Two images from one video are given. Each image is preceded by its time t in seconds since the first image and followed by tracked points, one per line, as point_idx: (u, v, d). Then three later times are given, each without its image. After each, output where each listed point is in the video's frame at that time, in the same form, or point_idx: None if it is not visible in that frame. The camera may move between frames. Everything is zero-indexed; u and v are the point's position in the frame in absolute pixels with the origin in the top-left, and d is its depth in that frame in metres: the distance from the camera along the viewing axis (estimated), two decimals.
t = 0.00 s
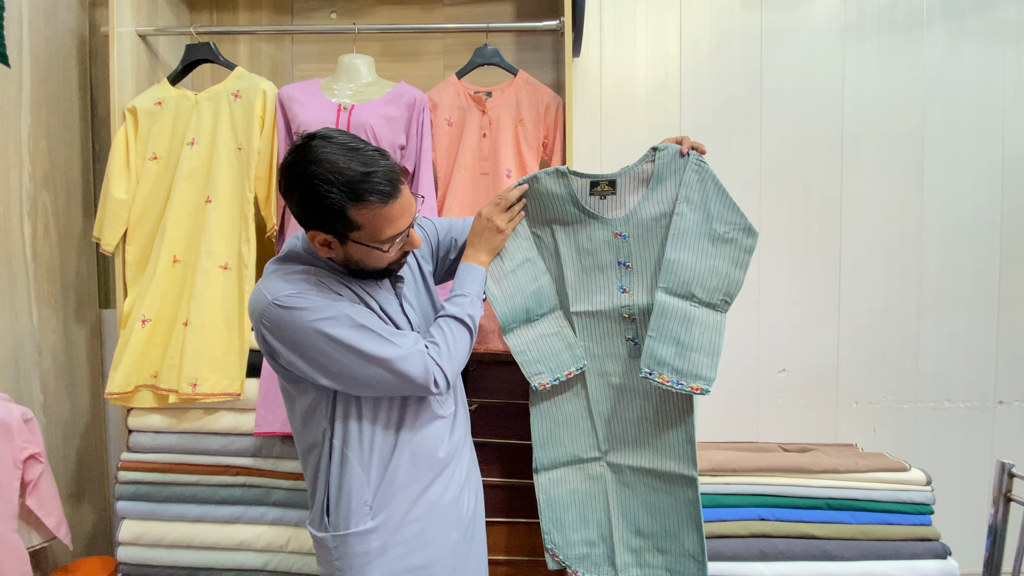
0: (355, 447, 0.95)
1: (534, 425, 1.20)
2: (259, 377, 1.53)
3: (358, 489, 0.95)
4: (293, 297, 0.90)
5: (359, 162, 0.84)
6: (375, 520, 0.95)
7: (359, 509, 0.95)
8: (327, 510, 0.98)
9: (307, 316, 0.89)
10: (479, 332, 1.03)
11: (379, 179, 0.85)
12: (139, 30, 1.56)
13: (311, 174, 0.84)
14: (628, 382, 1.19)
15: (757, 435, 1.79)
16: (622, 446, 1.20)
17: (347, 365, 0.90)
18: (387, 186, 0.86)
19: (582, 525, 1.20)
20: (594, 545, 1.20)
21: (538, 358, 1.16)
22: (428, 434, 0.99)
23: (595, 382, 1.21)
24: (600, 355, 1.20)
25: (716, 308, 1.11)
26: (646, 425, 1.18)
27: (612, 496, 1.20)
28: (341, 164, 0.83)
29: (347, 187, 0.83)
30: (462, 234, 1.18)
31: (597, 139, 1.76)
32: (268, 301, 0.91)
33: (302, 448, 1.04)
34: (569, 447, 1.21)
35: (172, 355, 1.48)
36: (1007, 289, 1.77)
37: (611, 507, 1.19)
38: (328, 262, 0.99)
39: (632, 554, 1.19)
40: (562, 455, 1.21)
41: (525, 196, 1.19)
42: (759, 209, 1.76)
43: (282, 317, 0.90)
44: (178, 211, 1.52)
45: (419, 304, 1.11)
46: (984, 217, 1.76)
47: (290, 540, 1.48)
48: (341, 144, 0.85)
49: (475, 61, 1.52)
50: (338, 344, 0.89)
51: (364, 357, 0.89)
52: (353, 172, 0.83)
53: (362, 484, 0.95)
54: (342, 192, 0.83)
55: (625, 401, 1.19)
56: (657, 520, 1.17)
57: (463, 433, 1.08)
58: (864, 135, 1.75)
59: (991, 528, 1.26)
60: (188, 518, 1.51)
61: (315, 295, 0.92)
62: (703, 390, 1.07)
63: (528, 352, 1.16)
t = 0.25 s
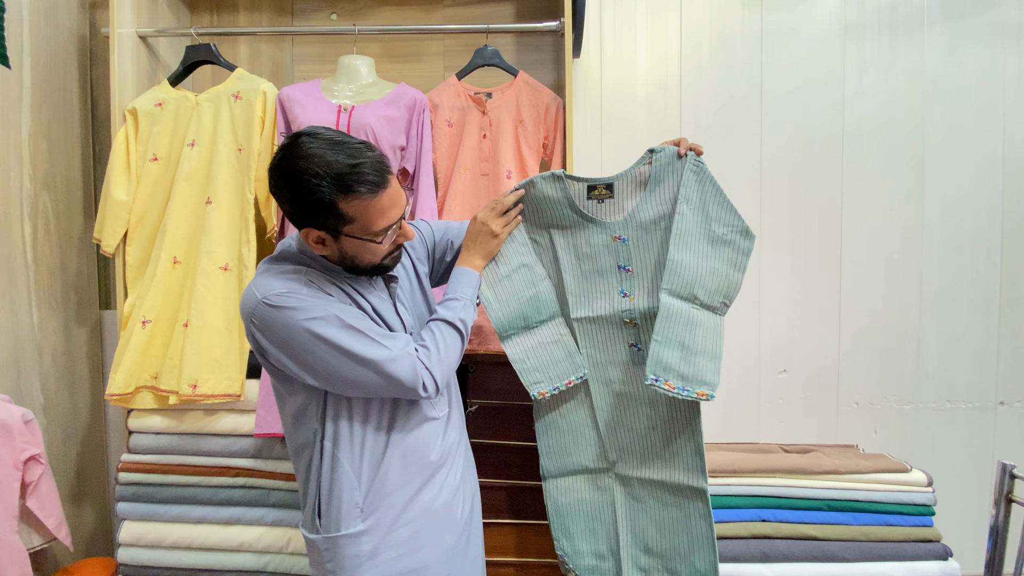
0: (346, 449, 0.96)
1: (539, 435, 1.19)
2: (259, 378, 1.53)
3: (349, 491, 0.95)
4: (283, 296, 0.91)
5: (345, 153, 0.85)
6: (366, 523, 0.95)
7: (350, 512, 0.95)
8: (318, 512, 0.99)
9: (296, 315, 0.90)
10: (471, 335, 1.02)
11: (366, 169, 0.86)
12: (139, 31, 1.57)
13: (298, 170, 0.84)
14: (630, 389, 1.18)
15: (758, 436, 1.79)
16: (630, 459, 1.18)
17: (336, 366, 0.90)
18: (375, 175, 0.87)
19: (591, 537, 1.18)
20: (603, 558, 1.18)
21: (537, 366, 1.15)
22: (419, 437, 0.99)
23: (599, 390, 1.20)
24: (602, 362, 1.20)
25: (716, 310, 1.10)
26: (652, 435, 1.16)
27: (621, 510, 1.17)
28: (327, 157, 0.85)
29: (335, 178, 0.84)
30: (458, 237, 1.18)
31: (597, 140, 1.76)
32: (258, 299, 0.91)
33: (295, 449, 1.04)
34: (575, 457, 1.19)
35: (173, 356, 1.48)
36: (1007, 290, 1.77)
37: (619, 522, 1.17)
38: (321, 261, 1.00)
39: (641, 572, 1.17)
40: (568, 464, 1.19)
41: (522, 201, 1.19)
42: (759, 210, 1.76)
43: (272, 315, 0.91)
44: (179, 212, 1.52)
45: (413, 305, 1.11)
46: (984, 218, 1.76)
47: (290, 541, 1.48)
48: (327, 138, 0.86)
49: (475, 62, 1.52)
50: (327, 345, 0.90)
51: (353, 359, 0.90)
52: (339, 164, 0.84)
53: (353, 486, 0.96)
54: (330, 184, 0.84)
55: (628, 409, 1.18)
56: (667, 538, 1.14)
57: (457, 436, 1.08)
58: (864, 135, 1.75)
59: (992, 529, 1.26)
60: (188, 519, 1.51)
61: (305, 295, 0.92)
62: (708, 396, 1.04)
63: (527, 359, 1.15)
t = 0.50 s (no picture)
0: (336, 448, 0.96)
1: (536, 444, 1.19)
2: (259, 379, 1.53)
3: (338, 491, 0.95)
4: (272, 291, 0.92)
5: (331, 139, 0.88)
6: (355, 523, 0.95)
7: (339, 513, 0.95)
8: (308, 512, 0.99)
9: (284, 310, 0.90)
10: (464, 335, 1.02)
11: (353, 154, 0.88)
12: (140, 32, 1.57)
13: (285, 157, 0.87)
14: (629, 395, 1.17)
15: (759, 437, 1.79)
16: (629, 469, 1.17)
17: (324, 362, 0.91)
18: (362, 159, 0.89)
19: (588, 549, 1.18)
20: (602, 570, 1.17)
21: (532, 371, 1.15)
22: (410, 438, 0.99)
23: (597, 396, 1.19)
24: (600, 368, 1.19)
25: (719, 314, 1.10)
26: (652, 443, 1.15)
27: (619, 521, 1.17)
28: (314, 143, 0.87)
29: (321, 163, 0.86)
30: (455, 238, 1.18)
31: (597, 140, 1.76)
32: (248, 293, 0.92)
33: (285, 447, 1.05)
34: (572, 466, 1.19)
35: (173, 357, 1.48)
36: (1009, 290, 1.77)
37: (617, 531, 1.17)
38: (316, 259, 1.01)
39: None
40: (566, 474, 1.19)
41: (519, 204, 1.19)
42: (760, 210, 1.76)
43: (261, 309, 0.92)
44: (179, 213, 1.52)
45: (408, 304, 1.11)
46: (986, 218, 1.75)
47: (290, 542, 1.48)
48: (314, 127, 0.89)
49: (476, 62, 1.52)
50: (314, 341, 0.90)
51: (340, 355, 0.90)
52: (325, 148, 0.87)
53: (343, 486, 0.96)
54: (317, 168, 0.86)
55: (627, 416, 1.18)
56: (667, 548, 1.14)
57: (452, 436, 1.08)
58: (865, 135, 1.74)
59: (994, 530, 1.25)
60: (189, 520, 1.51)
61: (294, 290, 0.93)
62: (719, 402, 1.04)
63: (522, 364, 1.15)
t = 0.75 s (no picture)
0: (326, 447, 0.97)
1: (531, 449, 1.17)
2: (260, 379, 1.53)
3: (328, 491, 0.96)
4: (261, 287, 0.92)
5: (316, 128, 0.90)
6: (344, 523, 0.95)
7: (329, 514, 0.95)
8: (299, 511, 0.99)
9: (272, 306, 0.91)
10: (456, 335, 1.02)
11: (337, 141, 0.90)
12: (141, 32, 1.57)
13: (273, 145, 0.89)
14: (626, 397, 1.17)
15: (761, 437, 1.79)
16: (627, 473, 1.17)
17: (311, 359, 0.91)
18: (347, 146, 0.91)
19: (584, 558, 1.16)
20: None
21: (525, 374, 1.15)
22: (401, 439, 0.98)
23: (593, 399, 1.19)
24: (597, 370, 1.19)
25: (719, 315, 1.09)
26: (649, 447, 1.15)
27: (617, 526, 1.16)
28: (299, 132, 0.90)
29: (306, 149, 0.89)
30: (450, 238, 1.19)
31: (598, 140, 1.76)
32: (238, 289, 0.93)
33: (276, 446, 1.05)
34: (568, 472, 1.18)
35: (175, 357, 1.48)
36: (1011, 290, 1.76)
37: (614, 536, 1.16)
38: (307, 256, 1.01)
39: None
40: (561, 480, 1.17)
41: (515, 205, 1.19)
42: (762, 209, 1.75)
43: (249, 306, 0.92)
44: (181, 213, 1.52)
45: (402, 303, 1.12)
46: (988, 217, 1.75)
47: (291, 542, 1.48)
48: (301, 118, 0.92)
49: (477, 62, 1.52)
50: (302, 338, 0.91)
51: (327, 352, 0.91)
52: (309, 136, 0.89)
53: (332, 486, 0.96)
54: (302, 154, 0.89)
55: (624, 418, 1.17)
56: (666, 553, 1.13)
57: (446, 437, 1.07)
58: (867, 134, 1.74)
59: (997, 530, 1.25)
60: (190, 520, 1.51)
61: (283, 286, 0.94)
62: (709, 404, 1.05)
63: (515, 366, 1.15)
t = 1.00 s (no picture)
0: (314, 449, 0.97)
1: (531, 455, 1.16)
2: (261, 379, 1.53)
3: (315, 493, 0.96)
4: (250, 284, 0.93)
5: (298, 116, 0.94)
6: (331, 525, 0.95)
7: (317, 516, 0.95)
8: (287, 512, 1.00)
9: (260, 303, 0.92)
10: (448, 338, 1.01)
11: (317, 127, 0.93)
12: (141, 31, 1.56)
13: (256, 134, 0.93)
14: (625, 400, 1.17)
15: (763, 437, 1.78)
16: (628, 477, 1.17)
17: (299, 358, 0.92)
18: (326, 133, 0.94)
19: (588, 561, 1.16)
20: None
21: (519, 378, 1.15)
22: (390, 443, 0.98)
23: (592, 402, 1.18)
24: (596, 373, 1.18)
25: (719, 315, 1.07)
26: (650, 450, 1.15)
27: (620, 530, 1.16)
28: (281, 119, 0.94)
29: (285, 135, 0.92)
30: (445, 240, 1.18)
31: (600, 139, 1.75)
32: (226, 285, 0.94)
33: (266, 446, 1.05)
34: (568, 476, 1.17)
35: (176, 357, 1.48)
36: (1015, 289, 1.75)
37: (617, 541, 1.15)
38: (297, 254, 1.03)
39: None
40: (562, 485, 1.17)
41: (510, 207, 1.19)
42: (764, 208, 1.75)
43: (238, 302, 0.93)
44: (182, 212, 1.52)
45: (396, 305, 1.12)
46: (992, 216, 1.74)
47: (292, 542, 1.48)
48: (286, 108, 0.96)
49: (478, 61, 1.51)
50: (290, 336, 0.91)
51: (315, 352, 0.91)
52: (290, 123, 0.93)
53: (320, 488, 0.96)
54: (280, 140, 0.92)
55: (624, 421, 1.17)
56: (669, 557, 1.13)
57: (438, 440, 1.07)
58: (870, 133, 1.73)
59: (1000, 531, 1.24)
60: (191, 520, 1.51)
61: (273, 284, 0.94)
62: (708, 406, 1.04)
63: (509, 370, 1.14)
